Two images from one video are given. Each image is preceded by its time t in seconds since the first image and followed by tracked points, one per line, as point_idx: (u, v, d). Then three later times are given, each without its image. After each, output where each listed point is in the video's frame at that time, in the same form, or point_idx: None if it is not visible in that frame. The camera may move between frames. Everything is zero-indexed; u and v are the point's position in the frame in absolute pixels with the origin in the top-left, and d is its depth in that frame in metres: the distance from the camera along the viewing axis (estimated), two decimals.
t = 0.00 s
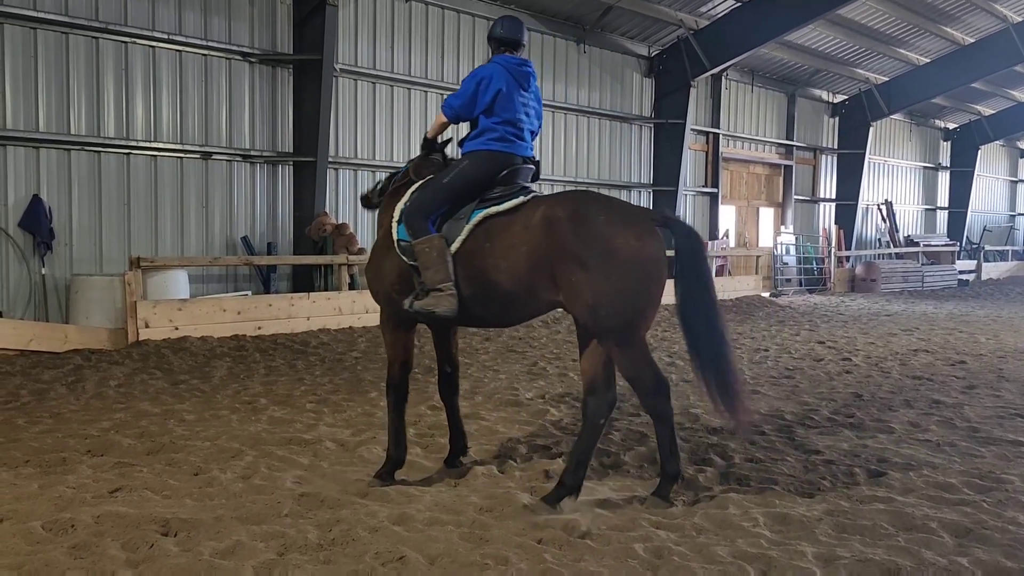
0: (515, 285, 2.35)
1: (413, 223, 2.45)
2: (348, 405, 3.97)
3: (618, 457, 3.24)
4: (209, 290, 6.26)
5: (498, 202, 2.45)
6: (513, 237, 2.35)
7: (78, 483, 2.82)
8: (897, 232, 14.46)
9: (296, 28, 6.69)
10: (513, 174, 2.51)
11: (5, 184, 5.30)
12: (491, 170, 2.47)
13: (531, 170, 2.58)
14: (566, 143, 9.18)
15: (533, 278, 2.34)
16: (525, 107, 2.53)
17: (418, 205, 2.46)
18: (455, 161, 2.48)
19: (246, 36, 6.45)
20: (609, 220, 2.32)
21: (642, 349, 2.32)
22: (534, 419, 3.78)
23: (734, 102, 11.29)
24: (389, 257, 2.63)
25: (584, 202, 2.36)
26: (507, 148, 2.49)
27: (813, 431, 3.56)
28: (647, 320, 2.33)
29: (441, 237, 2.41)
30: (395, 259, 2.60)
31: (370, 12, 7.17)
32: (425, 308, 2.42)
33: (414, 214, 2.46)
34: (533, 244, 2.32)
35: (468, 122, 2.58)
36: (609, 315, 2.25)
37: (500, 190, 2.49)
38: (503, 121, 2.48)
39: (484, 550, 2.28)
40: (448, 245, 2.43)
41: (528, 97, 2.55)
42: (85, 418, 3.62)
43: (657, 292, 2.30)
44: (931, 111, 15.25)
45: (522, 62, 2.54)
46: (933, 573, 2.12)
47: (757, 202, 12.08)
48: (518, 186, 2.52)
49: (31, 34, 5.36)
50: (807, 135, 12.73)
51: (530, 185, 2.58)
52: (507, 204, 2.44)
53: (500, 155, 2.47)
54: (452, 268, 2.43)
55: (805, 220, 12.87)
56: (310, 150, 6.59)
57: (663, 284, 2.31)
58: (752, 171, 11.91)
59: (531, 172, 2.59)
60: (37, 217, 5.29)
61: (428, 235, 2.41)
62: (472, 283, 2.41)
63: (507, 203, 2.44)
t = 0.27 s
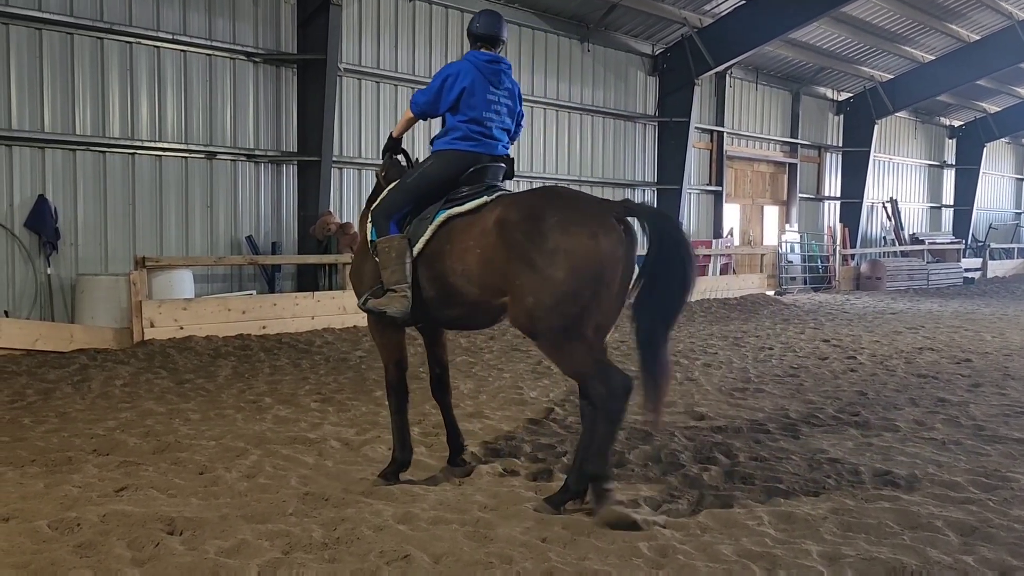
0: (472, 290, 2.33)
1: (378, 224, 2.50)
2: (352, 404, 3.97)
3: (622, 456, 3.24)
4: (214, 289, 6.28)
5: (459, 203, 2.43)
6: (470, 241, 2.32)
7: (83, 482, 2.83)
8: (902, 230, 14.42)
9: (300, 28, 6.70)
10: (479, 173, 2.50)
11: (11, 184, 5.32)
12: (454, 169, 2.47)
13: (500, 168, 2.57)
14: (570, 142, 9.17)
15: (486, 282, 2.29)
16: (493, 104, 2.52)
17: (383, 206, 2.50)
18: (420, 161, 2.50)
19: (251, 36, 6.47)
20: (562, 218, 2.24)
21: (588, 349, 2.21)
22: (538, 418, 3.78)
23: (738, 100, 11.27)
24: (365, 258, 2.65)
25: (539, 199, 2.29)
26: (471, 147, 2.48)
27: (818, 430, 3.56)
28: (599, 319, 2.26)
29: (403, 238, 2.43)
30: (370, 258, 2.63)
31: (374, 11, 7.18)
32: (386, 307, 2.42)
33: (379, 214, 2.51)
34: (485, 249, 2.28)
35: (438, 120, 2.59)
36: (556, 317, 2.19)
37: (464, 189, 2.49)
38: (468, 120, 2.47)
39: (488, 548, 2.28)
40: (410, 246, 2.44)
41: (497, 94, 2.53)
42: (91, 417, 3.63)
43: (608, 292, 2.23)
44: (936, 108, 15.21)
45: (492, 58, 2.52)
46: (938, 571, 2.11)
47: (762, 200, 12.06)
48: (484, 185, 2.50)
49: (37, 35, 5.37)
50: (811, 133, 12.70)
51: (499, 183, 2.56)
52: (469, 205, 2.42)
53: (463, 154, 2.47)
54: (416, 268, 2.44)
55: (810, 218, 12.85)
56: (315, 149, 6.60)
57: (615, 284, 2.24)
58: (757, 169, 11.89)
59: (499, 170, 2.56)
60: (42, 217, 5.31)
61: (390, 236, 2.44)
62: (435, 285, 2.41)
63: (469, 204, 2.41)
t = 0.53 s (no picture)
0: (431, 281, 2.32)
1: (360, 226, 2.53)
2: (357, 404, 3.98)
3: (627, 455, 3.24)
4: (219, 289, 6.29)
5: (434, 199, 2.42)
6: (436, 232, 2.31)
7: (90, 482, 2.84)
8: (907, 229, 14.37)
9: (304, 28, 6.71)
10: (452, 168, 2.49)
11: (17, 185, 5.34)
12: (426, 166, 2.48)
13: (476, 160, 2.55)
14: (574, 141, 9.17)
15: (439, 267, 2.27)
16: (462, 97, 2.51)
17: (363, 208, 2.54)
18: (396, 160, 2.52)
19: (255, 36, 6.48)
20: (523, 208, 2.20)
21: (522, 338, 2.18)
22: (542, 418, 3.78)
23: (743, 99, 11.25)
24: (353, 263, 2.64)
25: (503, 188, 2.26)
26: (441, 142, 2.49)
27: (822, 429, 3.55)
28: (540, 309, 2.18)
29: (382, 238, 2.45)
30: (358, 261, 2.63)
31: (378, 12, 7.18)
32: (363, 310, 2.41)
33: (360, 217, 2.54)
34: (446, 234, 2.27)
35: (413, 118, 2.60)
36: (494, 303, 2.15)
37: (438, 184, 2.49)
38: (436, 115, 2.49)
39: (493, 548, 2.28)
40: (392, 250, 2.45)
41: (466, 86, 2.52)
42: (97, 417, 3.65)
43: (553, 286, 2.16)
44: (941, 107, 15.16)
45: (460, 50, 2.52)
46: (944, 571, 2.10)
47: (767, 199, 12.03)
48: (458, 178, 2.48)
49: (42, 36, 5.39)
50: (816, 132, 12.67)
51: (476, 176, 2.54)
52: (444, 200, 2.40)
53: (434, 150, 2.48)
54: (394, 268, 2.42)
55: (815, 218, 12.82)
56: (319, 149, 6.61)
57: (563, 280, 2.16)
58: (761, 168, 11.87)
59: (476, 163, 2.54)
60: (48, 217, 5.33)
61: (372, 237, 2.47)
62: (410, 281, 2.39)
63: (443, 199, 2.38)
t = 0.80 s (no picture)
0: (396, 282, 2.34)
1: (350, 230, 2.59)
2: (362, 404, 3.99)
3: (632, 455, 3.24)
4: (225, 290, 6.31)
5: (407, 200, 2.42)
6: (401, 233, 2.33)
7: (96, 482, 2.85)
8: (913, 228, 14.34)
9: (309, 29, 6.72)
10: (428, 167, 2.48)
11: (23, 186, 5.35)
12: (404, 165, 2.48)
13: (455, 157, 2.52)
14: (578, 141, 9.16)
15: (400, 267, 2.30)
16: (438, 94, 2.50)
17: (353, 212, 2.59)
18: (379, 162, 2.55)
19: (260, 37, 6.49)
20: (467, 209, 2.16)
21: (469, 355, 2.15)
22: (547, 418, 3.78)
23: (748, 98, 11.23)
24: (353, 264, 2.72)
25: (456, 189, 2.23)
26: (416, 142, 2.49)
27: (828, 429, 3.55)
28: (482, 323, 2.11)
29: (368, 240, 2.51)
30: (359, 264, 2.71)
31: (383, 12, 7.19)
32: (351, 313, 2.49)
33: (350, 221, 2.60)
34: (406, 232, 2.29)
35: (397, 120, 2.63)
36: (439, 312, 2.14)
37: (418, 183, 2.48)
38: (412, 113, 2.50)
39: (499, 548, 2.28)
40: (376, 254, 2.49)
41: (441, 83, 2.51)
42: (104, 417, 3.66)
43: (489, 295, 2.09)
44: (946, 106, 15.11)
45: (435, 48, 2.52)
46: (952, 570, 2.10)
47: (771, 199, 12.01)
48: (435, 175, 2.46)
49: (48, 37, 5.41)
50: (821, 132, 12.64)
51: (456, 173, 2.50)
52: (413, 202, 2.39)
53: (409, 149, 2.48)
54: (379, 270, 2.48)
55: (820, 217, 12.81)
56: (324, 150, 6.61)
57: (498, 288, 2.09)
58: (766, 168, 11.85)
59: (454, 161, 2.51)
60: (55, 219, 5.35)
61: (359, 241, 2.53)
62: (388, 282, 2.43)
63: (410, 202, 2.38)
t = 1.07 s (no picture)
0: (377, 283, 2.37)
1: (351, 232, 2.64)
2: (367, 405, 3.99)
3: (637, 456, 3.24)
4: (230, 291, 6.32)
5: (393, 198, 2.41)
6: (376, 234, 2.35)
7: (103, 482, 2.86)
8: (918, 228, 14.30)
9: (314, 30, 6.73)
10: (415, 165, 2.43)
11: (29, 188, 5.37)
12: (391, 165, 2.44)
13: (440, 155, 2.45)
14: (583, 141, 9.16)
15: (377, 268, 2.32)
16: (421, 93, 2.46)
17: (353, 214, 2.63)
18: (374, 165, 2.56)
19: (265, 39, 6.50)
20: (428, 208, 2.15)
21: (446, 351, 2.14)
22: (552, 418, 3.78)
23: (752, 98, 11.21)
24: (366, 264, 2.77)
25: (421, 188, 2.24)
26: (403, 141, 2.46)
27: (834, 429, 3.54)
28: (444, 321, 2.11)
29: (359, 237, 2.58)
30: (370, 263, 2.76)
31: (387, 13, 7.20)
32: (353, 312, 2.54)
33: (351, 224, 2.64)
34: (382, 229, 2.32)
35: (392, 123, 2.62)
36: (408, 311, 2.15)
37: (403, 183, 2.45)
38: (398, 115, 2.48)
39: (505, 548, 2.29)
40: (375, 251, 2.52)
41: (425, 81, 2.47)
42: (110, 418, 3.67)
43: (447, 292, 2.08)
44: (952, 105, 15.06)
45: (419, 48, 2.50)
46: (958, 571, 2.10)
47: (776, 199, 12.00)
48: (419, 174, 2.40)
49: (54, 40, 5.42)
50: (825, 131, 12.61)
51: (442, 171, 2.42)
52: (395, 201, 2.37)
53: (396, 149, 2.45)
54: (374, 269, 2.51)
55: (825, 217, 12.78)
56: (329, 151, 6.62)
57: (455, 285, 2.08)
58: (771, 168, 11.83)
59: (440, 158, 2.45)
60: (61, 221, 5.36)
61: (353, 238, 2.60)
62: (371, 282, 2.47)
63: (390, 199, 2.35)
